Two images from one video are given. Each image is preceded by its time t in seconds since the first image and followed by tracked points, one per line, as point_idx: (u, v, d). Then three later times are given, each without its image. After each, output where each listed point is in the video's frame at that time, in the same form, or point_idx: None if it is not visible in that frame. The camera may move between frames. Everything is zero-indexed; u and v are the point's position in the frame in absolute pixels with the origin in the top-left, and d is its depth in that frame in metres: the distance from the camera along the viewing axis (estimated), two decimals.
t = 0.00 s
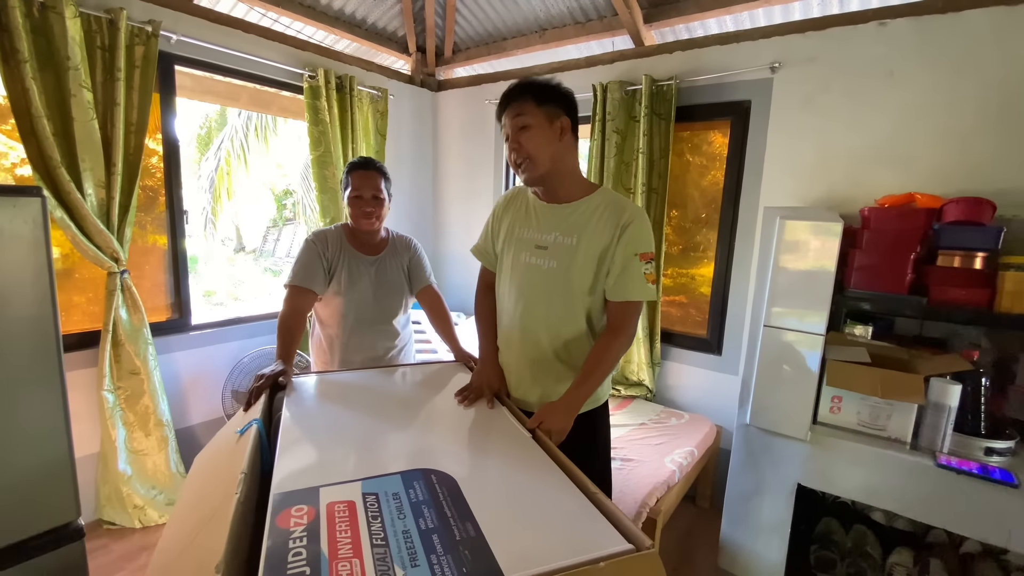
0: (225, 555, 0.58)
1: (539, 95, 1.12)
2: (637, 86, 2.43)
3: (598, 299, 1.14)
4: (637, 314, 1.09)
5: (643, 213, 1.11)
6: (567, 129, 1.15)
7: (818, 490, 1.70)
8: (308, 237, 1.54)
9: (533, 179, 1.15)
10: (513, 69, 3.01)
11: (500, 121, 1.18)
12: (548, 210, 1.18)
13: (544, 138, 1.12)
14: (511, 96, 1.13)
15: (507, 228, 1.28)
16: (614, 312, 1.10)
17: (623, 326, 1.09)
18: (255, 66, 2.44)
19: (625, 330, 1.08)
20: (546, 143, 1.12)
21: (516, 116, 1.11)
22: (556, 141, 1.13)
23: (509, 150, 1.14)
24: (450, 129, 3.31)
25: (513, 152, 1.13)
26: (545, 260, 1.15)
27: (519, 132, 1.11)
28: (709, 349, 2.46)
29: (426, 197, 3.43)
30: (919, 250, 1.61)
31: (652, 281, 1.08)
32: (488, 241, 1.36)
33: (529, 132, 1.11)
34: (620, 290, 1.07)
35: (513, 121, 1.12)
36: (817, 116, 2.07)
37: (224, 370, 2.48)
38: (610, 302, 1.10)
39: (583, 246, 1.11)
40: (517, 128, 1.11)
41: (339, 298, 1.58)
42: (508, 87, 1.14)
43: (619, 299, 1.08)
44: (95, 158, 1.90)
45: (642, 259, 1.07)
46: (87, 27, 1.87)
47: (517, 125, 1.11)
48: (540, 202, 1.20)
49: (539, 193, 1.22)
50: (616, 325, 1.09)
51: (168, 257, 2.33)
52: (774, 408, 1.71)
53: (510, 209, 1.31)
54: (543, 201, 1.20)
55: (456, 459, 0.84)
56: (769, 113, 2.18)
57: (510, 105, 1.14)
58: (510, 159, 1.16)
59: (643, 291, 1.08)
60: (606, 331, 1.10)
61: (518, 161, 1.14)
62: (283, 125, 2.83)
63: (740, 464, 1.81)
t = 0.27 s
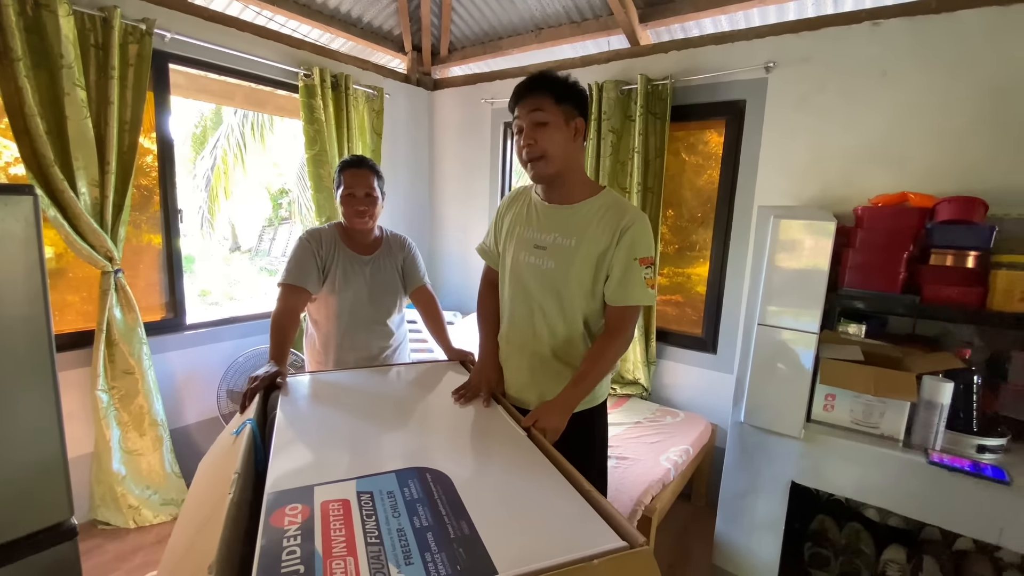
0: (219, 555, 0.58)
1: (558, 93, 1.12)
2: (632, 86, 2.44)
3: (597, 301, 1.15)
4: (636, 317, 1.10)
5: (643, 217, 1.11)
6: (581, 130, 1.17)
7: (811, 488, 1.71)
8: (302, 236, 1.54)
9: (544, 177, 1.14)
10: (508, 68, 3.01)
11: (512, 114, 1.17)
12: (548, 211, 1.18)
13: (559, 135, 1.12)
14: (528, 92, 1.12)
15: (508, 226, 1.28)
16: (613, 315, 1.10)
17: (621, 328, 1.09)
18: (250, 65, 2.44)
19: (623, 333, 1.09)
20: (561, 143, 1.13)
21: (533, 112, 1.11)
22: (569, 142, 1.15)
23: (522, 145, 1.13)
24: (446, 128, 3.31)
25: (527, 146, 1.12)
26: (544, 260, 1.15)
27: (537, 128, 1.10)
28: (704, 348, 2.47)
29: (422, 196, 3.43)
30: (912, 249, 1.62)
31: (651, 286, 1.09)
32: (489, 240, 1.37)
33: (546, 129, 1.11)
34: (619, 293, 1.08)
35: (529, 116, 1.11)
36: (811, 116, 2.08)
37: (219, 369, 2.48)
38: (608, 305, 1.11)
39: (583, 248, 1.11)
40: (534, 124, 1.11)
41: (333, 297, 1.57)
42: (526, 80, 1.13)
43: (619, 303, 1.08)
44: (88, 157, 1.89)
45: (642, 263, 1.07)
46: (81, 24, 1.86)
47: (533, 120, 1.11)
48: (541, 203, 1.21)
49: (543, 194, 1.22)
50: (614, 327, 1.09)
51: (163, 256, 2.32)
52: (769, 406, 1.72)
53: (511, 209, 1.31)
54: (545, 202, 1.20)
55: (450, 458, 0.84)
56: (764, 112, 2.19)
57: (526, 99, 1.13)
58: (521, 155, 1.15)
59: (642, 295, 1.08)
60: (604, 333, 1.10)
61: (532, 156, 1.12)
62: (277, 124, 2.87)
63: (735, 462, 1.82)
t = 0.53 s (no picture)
0: (217, 555, 0.58)
1: (570, 94, 1.16)
2: (630, 87, 2.45)
3: (599, 302, 1.15)
4: (637, 317, 1.11)
5: (644, 219, 1.12)
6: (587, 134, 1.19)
7: (808, 487, 1.71)
8: (301, 236, 1.54)
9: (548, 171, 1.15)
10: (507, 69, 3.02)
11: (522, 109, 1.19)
12: (549, 213, 1.19)
13: (568, 132, 1.14)
14: (540, 88, 1.16)
15: (509, 229, 1.28)
16: (615, 316, 1.11)
17: (622, 329, 1.10)
18: (248, 66, 2.44)
19: (624, 333, 1.09)
20: (569, 139, 1.14)
21: (544, 106, 1.14)
22: (575, 142, 1.17)
23: (531, 136, 1.14)
24: (445, 129, 3.32)
25: (536, 137, 1.13)
26: (547, 264, 1.15)
27: (546, 121, 1.13)
28: (702, 348, 2.48)
29: (420, 197, 3.43)
30: (907, 250, 1.63)
31: (652, 287, 1.10)
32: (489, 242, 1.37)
33: (556, 123, 1.13)
34: (621, 294, 1.09)
35: (540, 109, 1.14)
36: (808, 118, 2.09)
37: (217, 370, 2.47)
38: (610, 306, 1.11)
39: (585, 251, 1.11)
40: (544, 117, 1.13)
41: (331, 297, 1.58)
42: (538, 77, 1.16)
43: (621, 303, 1.09)
44: (86, 158, 1.89)
45: (643, 265, 1.08)
46: (79, 25, 1.86)
47: (544, 113, 1.13)
48: (542, 205, 1.21)
49: (543, 195, 1.22)
50: (615, 328, 1.10)
51: (160, 257, 2.32)
52: (765, 406, 1.73)
53: (512, 211, 1.31)
54: (546, 203, 1.21)
55: (448, 458, 0.84)
56: (760, 114, 2.20)
57: (538, 95, 1.16)
58: (528, 147, 1.16)
59: (643, 296, 1.09)
60: (606, 334, 1.11)
61: (539, 147, 1.14)
62: (278, 125, 2.86)
63: (732, 462, 1.83)
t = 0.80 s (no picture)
0: (213, 558, 0.58)
1: (579, 97, 1.17)
2: (625, 90, 2.46)
3: (596, 302, 1.16)
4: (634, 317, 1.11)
5: (640, 219, 1.13)
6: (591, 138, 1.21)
7: (803, 488, 1.73)
8: (299, 238, 1.54)
9: (552, 170, 1.15)
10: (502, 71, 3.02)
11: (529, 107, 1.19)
12: (546, 213, 1.19)
13: (575, 134, 1.15)
14: (550, 88, 1.16)
15: (506, 230, 1.28)
16: (612, 316, 1.11)
17: (619, 329, 1.10)
18: (243, 66, 2.43)
19: (621, 333, 1.10)
20: (575, 142, 1.16)
21: (554, 106, 1.14)
22: (580, 146, 1.18)
23: (539, 134, 1.14)
24: (440, 131, 3.32)
25: (544, 136, 1.13)
26: (545, 263, 1.15)
27: (556, 122, 1.13)
28: (697, 349, 2.49)
29: (416, 198, 3.43)
30: (900, 252, 1.64)
31: (649, 286, 1.10)
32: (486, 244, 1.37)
33: (565, 124, 1.14)
34: (618, 294, 1.09)
35: (550, 109, 1.14)
36: (802, 121, 2.11)
37: (211, 372, 2.46)
38: (607, 306, 1.12)
39: (583, 250, 1.12)
40: (553, 116, 1.14)
41: (329, 299, 1.57)
42: (548, 76, 1.16)
43: (618, 303, 1.09)
44: (80, 158, 1.88)
45: (640, 265, 1.09)
46: (72, 25, 1.85)
47: (554, 112, 1.13)
48: (540, 205, 1.21)
49: (542, 195, 1.23)
50: (613, 328, 1.10)
51: (154, 258, 2.30)
52: (761, 407, 1.74)
53: (508, 212, 1.32)
54: (544, 204, 1.21)
55: (445, 459, 0.84)
56: (755, 116, 2.21)
57: (548, 95, 1.16)
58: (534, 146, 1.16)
59: (640, 296, 1.09)
60: (603, 334, 1.11)
61: (546, 147, 1.14)
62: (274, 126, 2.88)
63: (727, 464, 1.83)
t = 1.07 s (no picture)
0: (210, 558, 0.57)
1: (589, 105, 1.15)
2: (624, 88, 2.46)
3: (591, 299, 1.15)
4: (629, 314, 1.11)
5: (634, 217, 1.12)
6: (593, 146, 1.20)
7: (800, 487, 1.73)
8: (299, 236, 1.53)
9: (554, 178, 1.16)
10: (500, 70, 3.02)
11: (538, 107, 1.15)
12: (541, 211, 1.19)
13: (580, 146, 1.15)
14: (564, 93, 1.12)
15: (502, 227, 1.28)
16: (607, 313, 1.11)
17: (614, 326, 1.10)
18: (239, 64, 2.42)
19: (616, 330, 1.09)
20: (578, 154, 1.16)
21: (564, 115, 1.12)
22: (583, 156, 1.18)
23: (545, 143, 1.13)
24: (438, 129, 3.31)
25: (550, 147, 1.12)
26: (539, 259, 1.15)
27: (563, 134, 1.12)
28: (694, 348, 2.49)
29: (413, 197, 3.42)
30: (898, 252, 1.64)
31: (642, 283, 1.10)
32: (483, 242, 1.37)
33: (572, 137, 1.13)
34: (612, 290, 1.09)
35: (559, 118, 1.12)
36: (800, 120, 2.11)
37: (207, 371, 2.45)
38: (602, 303, 1.11)
39: (576, 246, 1.11)
40: (561, 127, 1.12)
41: (329, 298, 1.57)
42: (563, 79, 1.12)
43: (612, 300, 1.09)
44: (75, 156, 1.86)
45: (633, 262, 1.08)
46: (67, 21, 1.83)
47: (563, 123, 1.12)
48: (535, 203, 1.21)
49: (539, 194, 1.22)
50: (607, 325, 1.10)
51: (150, 256, 2.29)
52: (759, 406, 1.74)
53: (504, 210, 1.32)
54: (540, 202, 1.20)
55: (444, 459, 0.83)
56: (753, 116, 2.21)
57: (560, 101, 1.12)
58: (538, 151, 1.15)
59: (634, 292, 1.09)
60: (598, 331, 1.11)
61: (549, 157, 1.14)
62: (271, 125, 2.88)
63: (725, 462, 1.84)
